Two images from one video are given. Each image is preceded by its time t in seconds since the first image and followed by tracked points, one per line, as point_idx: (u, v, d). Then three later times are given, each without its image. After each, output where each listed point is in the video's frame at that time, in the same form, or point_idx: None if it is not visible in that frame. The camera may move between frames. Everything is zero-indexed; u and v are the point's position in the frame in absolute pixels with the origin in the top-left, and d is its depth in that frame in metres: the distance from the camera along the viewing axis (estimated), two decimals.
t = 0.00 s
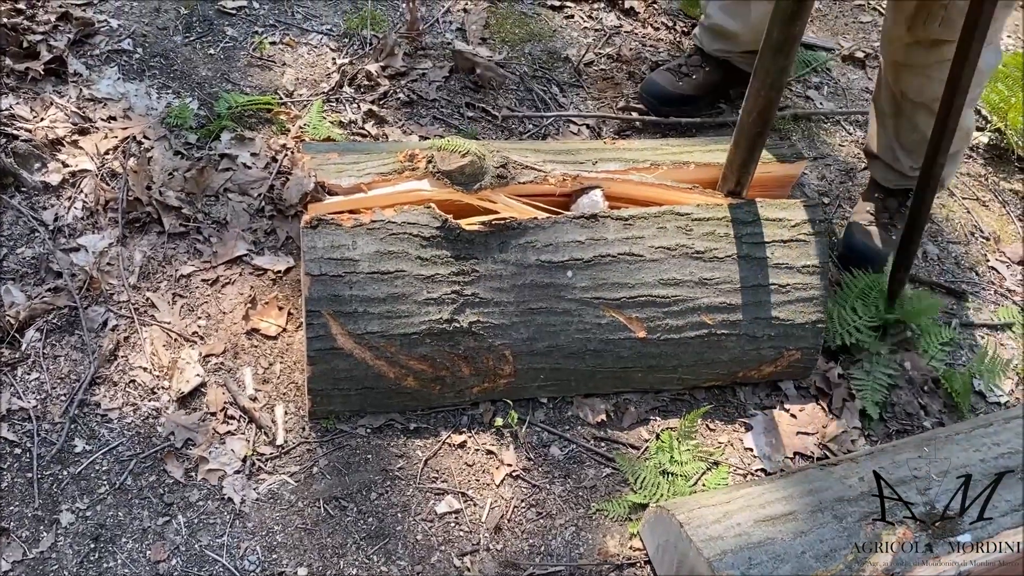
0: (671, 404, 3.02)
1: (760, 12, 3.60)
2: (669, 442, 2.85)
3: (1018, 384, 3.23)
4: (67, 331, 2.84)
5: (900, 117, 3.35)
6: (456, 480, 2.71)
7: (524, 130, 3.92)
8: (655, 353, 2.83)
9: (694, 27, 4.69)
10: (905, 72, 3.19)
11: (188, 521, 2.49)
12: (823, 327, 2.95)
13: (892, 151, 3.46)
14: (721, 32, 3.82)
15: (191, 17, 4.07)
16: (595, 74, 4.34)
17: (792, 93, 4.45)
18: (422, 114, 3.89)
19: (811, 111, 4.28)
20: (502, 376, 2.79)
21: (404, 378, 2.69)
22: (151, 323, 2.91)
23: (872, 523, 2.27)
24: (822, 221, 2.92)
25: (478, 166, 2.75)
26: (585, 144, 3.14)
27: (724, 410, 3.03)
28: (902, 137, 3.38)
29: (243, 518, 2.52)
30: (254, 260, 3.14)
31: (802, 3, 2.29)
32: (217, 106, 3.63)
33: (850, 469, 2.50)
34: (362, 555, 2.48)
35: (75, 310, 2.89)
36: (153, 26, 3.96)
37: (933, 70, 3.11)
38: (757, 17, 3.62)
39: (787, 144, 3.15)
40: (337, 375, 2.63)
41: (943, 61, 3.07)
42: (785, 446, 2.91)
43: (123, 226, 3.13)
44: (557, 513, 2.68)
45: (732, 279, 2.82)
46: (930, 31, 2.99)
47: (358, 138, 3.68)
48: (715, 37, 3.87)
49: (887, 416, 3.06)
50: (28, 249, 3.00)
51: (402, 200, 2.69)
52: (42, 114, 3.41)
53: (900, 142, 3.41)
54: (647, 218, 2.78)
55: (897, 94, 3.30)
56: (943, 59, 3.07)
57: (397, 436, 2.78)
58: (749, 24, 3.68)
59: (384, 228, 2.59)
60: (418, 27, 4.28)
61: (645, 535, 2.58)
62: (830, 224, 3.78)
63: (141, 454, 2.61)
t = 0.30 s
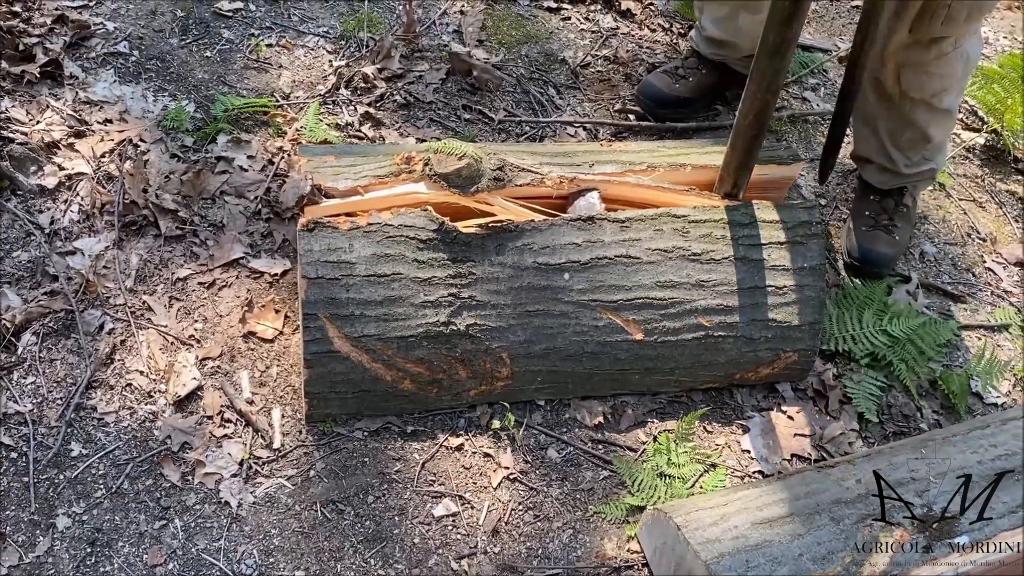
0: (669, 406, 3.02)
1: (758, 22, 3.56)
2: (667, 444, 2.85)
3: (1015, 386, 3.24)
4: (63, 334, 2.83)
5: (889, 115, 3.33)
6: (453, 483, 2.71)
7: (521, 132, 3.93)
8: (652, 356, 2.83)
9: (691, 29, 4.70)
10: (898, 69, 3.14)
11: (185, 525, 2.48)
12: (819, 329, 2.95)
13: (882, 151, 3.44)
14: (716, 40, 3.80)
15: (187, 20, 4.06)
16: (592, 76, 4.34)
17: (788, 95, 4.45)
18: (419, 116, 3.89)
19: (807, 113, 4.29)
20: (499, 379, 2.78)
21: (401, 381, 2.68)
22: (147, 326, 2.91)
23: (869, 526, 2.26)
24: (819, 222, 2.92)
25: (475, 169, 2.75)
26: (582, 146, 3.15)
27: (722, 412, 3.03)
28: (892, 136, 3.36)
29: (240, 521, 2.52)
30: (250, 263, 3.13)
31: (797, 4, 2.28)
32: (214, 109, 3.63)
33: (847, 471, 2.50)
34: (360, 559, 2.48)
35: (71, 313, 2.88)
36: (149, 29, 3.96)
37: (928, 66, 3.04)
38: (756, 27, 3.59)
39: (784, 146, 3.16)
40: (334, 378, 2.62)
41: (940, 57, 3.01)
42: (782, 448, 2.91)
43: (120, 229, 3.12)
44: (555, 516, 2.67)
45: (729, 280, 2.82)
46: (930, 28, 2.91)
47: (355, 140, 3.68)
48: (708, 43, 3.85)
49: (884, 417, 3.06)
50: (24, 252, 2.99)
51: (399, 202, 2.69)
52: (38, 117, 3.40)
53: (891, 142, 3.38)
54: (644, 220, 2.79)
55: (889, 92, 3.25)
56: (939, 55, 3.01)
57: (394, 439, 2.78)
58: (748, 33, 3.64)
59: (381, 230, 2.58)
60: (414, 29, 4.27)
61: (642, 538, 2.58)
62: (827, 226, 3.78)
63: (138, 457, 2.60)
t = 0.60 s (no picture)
0: (665, 407, 3.02)
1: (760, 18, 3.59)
2: (663, 446, 2.85)
3: (1010, 386, 3.24)
4: (58, 336, 2.82)
5: (886, 113, 3.30)
6: (449, 485, 2.70)
7: (518, 133, 3.92)
8: (648, 357, 2.83)
9: (687, 30, 4.70)
10: (892, 67, 3.08)
11: (180, 527, 2.48)
12: (815, 329, 2.95)
13: (879, 150, 3.43)
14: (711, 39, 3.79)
15: (182, 20, 4.06)
16: (588, 77, 4.34)
17: (784, 95, 4.46)
18: (415, 117, 3.89)
19: (803, 113, 4.29)
20: (495, 381, 2.78)
21: (397, 383, 2.68)
22: (143, 328, 2.90)
23: (864, 527, 2.26)
24: (815, 223, 2.92)
25: (471, 170, 2.75)
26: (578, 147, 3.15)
27: (718, 414, 3.02)
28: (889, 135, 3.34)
29: (235, 523, 2.51)
30: (246, 264, 3.13)
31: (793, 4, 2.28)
32: (209, 110, 3.62)
33: (843, 472, 2.49)
34: (355, 561, 2.47)
35: (66, 314, 2.88)
36: (145, 30, 3.95)
37: (923, 64, 3.00)
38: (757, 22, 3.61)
39: (780, 147, 3.16)
40: (329, 380, 2.62)
41: (934, 54, 2.97)
42: (778, 449, 2.91)
43: (115, 230, 3.12)
44: (550, 518, 2.67)
45: (725, 281, 2.82)
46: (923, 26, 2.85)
47: (350, 141, 3.67)
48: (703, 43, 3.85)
49: (880, 418, 3.06)
50: (19, 253, 2.99)
51: (395, 203, 2.69)
52: (33, 118, 3.40)
53: (889, 141, 3.36)
54: (640, 221, 2.78)
55: (886, 91, 3.21)
56: (934, 52, 2.96)
57: (389, 441, 2.78)
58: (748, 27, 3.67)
59: (376, 232, 2.58)
60: (410, 30, 4.27)
61: (638, 539, 2.57)
62: (823, 227, 3.77)
63: (133, 460, 2.60)
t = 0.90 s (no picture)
0: (663, 407, 3.01)
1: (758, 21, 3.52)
2: (661, 446, 2.84)
3: (1008, 386, 3.24)
4: (53, 335, 2.81)
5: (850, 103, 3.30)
6: (447, 485, 2.69)
7: (516, 132, 3.91)
8: (646, 356, 2.82)
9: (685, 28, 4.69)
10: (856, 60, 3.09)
11: (176, 527, 2.47)
12: (814, 329, 2.94)
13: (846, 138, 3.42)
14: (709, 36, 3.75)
15: (179, 18, 4.04)
16: (587, 75, 4.33)
17: (783, 94, 4.45)
18: (413, 116, 3.87)
19: (802, 112, 4.28)
20: (492, 380, 2.77)
21: (394, 382, 2.67)
22: (139, 327, 2.89)
23: (863, 527, 2.25)
24: (813, 222, 2.91)
25: (468, 169, 2.74)
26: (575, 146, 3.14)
27: (716, 413, 3.02)
28: (853, 125, 3.34)
29: (231, 524, 2.50)
30: (243, 263, 3.12)
31: (791, 3, 2.28)
32: (206, 108, 3.61)
33: (841, 473, 2.48)
34: (352, 561, 2.46)
35: (61, 314, 2.86)
36: (141, 27, 3.93)
37: (892, 63, 3.01)
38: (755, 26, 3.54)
39: (779, 146, 3.15)
40: (325, 379, 2.61)
41: (906, 55, 2.99)
42: (776, 449, 2.90)
43: (111, 229, 3.10)
44: (548, 518, 2.66)
45: (724, 280, 2.81)
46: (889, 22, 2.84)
47: (348, 139, 3.66)
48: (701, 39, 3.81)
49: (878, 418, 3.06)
50: (14, 252, 2.97)
51: (392, 202, 2.68)
52: (28, 116, 3.38)
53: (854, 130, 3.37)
54: (638, 220, 2.77)
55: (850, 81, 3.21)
56: (906, 53, 2.97)
57: (386, 441, 2.76)
58: (745, 30, 3.59)
59: (373, 231, 2.57)
60: (408, 28, 4.26)
61: (636, 540, 2.56)
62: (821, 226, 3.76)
63: (128, 460, 2.58)
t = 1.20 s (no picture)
0: (664, 406, 3.00)
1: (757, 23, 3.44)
2: (663, 445, 2.83)
3: (1010, 385, 3.23)
4: (53, 334, 2.80)
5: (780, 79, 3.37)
6: (448, 484, 2.69)
7: (517, 130, 3.90)
8: (648, 355, 2.81)
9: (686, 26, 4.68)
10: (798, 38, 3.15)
11: (176, 526, 2.46)
12: (815, 328, 2.94)
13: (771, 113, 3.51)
14: (709, 33, 3.73)
15: (178, 15, 4.03)
16: (587, 73, 4.31)
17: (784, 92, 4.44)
18: (413, 113, 3.86)
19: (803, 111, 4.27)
20: (493, 379, 2.76)
21: (395, 381, 2.66)
22: (138, 325, 2.88)
23: (865, 527, 2.24)
24: (815, 221, 2.90)
25: (469, 167, 2.73)
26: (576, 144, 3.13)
27: (717, 413, 3.01)
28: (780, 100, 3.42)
29: (232, 523, 2.49)
30: (242, 261, 3.11)
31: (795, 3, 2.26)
32: (206, 106, 3.60)
33: (843, 472, 2.48)
34: (353, 561, 2.46)
35: (61, 312, 2.85)
36: (140, 24, 3.92)
37: (830, 40, 3.08)
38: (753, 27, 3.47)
39: (781, 145, 3.15)
40: (326, 378, 2.60)
41: (840, 33, 3.06)
42: (778, 448, 2.90)
43: (110, 227, 3.09)
44: (549, 517, 2.65)
45: (725, 279, 2.80)
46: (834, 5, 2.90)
47: (348, 137, 3.65)
48: (701, 36, 3.79)
49: (879, 417, 3.05)
50: (13, 250, 2.96)
51: (393, 201, 2.67)
52: (27, 114, 3.37)
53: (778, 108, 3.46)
54: (639, 219, 2.77)
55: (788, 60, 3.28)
56: (842, 30, 3.04)
57: (387, 440, 2.76)
58: (742, 30, 3.53)
59: (373, 229, 2.56)
60: (408, 26, 4.24)
61: (637, 539, 2.56)
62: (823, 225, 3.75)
63: (129, 459, 2.58)
